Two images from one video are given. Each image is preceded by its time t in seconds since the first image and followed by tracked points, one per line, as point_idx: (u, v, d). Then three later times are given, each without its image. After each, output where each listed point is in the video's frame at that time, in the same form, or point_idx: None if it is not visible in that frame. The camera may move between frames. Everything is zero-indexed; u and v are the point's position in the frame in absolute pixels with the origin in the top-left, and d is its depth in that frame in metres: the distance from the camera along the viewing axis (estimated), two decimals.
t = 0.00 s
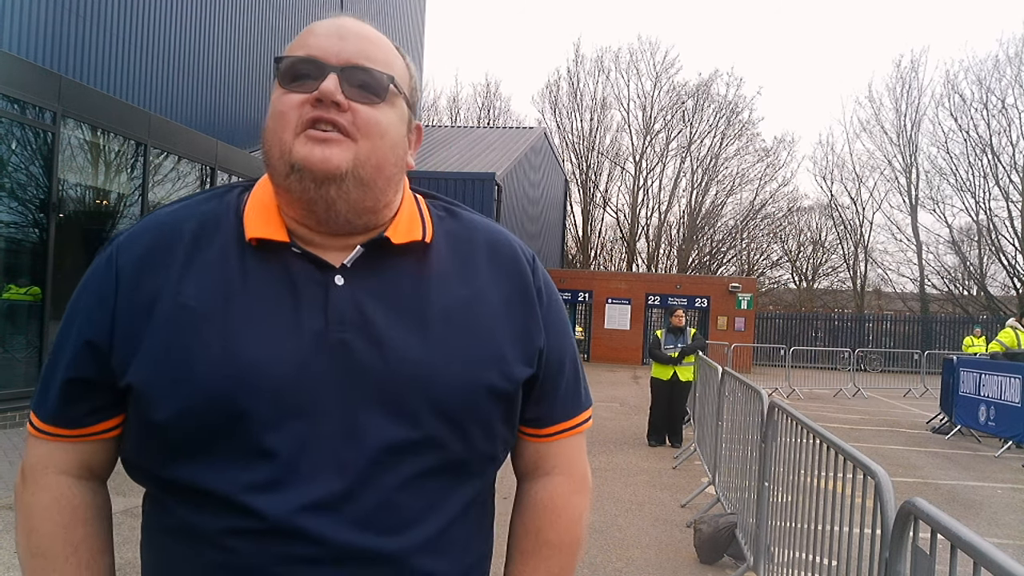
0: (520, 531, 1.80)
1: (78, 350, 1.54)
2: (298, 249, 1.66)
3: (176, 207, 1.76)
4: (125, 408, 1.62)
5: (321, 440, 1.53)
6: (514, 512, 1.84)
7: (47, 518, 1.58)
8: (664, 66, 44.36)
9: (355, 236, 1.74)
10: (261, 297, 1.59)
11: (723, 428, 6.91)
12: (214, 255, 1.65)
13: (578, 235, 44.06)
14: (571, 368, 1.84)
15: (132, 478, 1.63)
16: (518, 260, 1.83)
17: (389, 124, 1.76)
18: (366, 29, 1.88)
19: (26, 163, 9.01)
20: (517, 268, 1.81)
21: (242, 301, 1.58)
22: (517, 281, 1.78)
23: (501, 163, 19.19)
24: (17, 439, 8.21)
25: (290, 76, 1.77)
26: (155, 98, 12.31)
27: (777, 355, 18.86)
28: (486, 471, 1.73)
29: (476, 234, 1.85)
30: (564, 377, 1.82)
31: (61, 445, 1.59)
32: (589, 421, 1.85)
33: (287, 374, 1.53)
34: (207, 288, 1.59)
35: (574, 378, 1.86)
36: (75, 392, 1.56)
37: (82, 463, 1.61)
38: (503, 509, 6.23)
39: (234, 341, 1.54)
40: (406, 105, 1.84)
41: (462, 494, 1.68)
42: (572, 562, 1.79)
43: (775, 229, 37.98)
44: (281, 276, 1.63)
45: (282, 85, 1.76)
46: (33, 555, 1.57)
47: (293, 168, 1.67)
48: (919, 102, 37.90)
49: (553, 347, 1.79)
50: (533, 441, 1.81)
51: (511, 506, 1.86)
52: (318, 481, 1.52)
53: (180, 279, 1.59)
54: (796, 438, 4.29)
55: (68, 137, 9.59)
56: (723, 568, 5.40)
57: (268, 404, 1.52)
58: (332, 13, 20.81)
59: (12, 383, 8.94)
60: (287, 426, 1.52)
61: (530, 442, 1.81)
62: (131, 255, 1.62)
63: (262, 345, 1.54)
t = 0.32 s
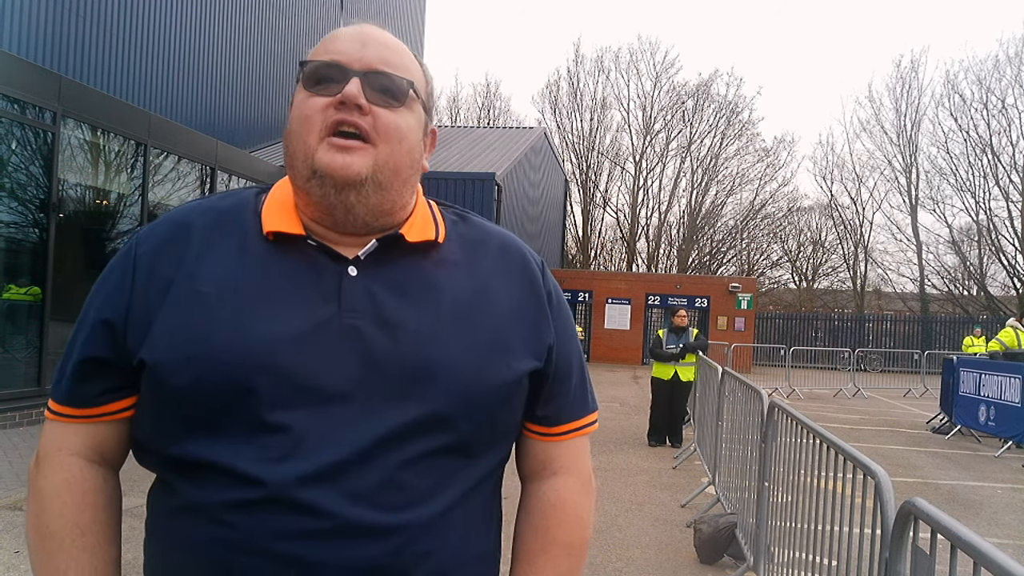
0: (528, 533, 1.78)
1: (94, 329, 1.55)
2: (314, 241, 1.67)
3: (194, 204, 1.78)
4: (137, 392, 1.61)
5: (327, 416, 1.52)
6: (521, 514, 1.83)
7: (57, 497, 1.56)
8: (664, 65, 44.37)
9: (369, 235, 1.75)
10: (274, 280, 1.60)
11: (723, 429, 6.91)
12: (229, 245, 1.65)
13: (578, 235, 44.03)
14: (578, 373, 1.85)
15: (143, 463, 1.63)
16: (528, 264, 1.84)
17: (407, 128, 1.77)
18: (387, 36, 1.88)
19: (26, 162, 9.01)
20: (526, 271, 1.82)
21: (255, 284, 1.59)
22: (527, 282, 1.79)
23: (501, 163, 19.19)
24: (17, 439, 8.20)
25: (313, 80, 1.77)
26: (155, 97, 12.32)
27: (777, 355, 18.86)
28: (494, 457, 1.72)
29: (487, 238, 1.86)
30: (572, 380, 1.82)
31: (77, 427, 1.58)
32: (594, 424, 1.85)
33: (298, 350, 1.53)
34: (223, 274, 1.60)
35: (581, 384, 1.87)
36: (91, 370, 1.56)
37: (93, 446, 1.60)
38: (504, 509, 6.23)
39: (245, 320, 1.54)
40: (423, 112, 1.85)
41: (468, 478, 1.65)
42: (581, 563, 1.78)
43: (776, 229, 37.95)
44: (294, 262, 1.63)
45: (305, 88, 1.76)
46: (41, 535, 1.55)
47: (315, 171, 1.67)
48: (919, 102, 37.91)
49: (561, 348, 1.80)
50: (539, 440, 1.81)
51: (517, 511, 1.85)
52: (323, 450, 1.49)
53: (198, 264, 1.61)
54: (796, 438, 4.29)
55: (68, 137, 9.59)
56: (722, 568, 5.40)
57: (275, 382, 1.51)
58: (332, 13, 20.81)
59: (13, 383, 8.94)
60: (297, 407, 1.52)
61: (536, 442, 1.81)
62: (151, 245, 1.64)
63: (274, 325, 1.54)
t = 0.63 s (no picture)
0: (532, 536, 1.78)
1: (109, 310, 1.56)
2: (330, 234, 1.68)
3: (210, 200, 1.79)
4: (147, 371, 1.60)
5: (333, 396, 1.52)
6: (525, 516, 1.82)
7: (65, 475, 1.55)
8: (664, 65, 44.38)
9: (382, 233, 1.75)
10: (285, 265, 1.61)
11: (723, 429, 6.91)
12: (243, 235, 1.66)
13: (578, 235, 44.04)
14: (584, 379, 1.87)
15: (152, 445, 1.62)
16: (537, 272, 1.87)
17: (427, 134, 1.78)
18: (410, 44, 1.88)
19: (26, 162, 9.01)
20: (536, 277, 1.84)
21: (268, 269, 1.59)
22: (537, 286, 1.81)
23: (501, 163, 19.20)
24: (17, 439, 8.21)
25: (337, 84, 1.77)
26: (155, 98, 12.32)
27: (777, 355, 18.86)
28: (501, 444, 1.71)
29: (498, 245, 1.88)
30: (578, 383, 1.84)
31: (87, 406, 1.58)
32: (599, 431, 1.87)
33: (309, 330, 1.53)
34: (236, 258, 1.61)
35: (586, 392, 1.90)
36: (103, 349, 1.57)
37: (103, 427, 1.59)
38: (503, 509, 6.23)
39: (257, 300, 1.54)
40: (441, 119, 1.86)
41: (471, 468, 1.65)
42: (583, 565, 1.78)
43: (776, 229, 37.93)
44: (306, 251, 1.64)
45: (329, 92, 1.76)
46: (47, 511, 1.54)
47: (336, 171, 1.67)
48: (919, 102, 37.91)
49: (569, 349, 1.81)
50: (545, 442, 1.81)
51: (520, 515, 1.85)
52: (330, 428, 1.49)
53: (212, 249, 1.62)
54: (796, 438, 4.29)
55: (68, 137, 9.59)
56: (723, 568, 5.40)
57: (284, 359, 1.51)
58: (332, 13, 20.81)
59: (13, 384, 8.94)
60: (305, 385, 1.51)
61: (543, 445, 1.81)
62: (169, 236, 1.67)
63: (287, 306, 1.54)
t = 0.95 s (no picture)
0: (522, 535, 1.78)
1: (106, 301, 1.55)
2: (332, 231, 1.68)
3: (210, 191, 1.78)
4: (142, 363, 1.60)
5: (332, 395, 1.51)
6: (514, 516, 1.83)
7: (57, 466, 1.54)
8: (664, 65, 44.41)
9: (382, 230, 1.75)
10: (284, 262, 1.60)
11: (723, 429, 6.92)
12: (241, 227, 1.66)
13: (578, 235, 44.05)
14: (578, 385, 1.88)
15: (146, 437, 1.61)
16: (537, 274, 1.87)
17: (434, 135, 1.77)
18: (424, 41, 1.87)
19: (26, 162, 9.01)
20: (536, 280, 1.84)
21: (266, 265, 1.59)
22: (535, 290, 1.81)
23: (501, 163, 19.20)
24: (18, 439, 8.21)
25: (350, 78, 1.75)
26: (155, 97, 12.33)
27: (777, 355, 18.86)
28: (500, 447, 1.71)
29: (498, 246, 1.88)
30: (574, 389, 1.85)
31: (80, 397, 1.57)
32: (593, 435, 1.87)
33: (306, 324, 1.53)
34: (235, 251, 1.60)
35: (581, 397, 1.90)
36: (99, 340, 1.56)
37: (96, 417, 1.58)
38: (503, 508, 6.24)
39: (257, 295, 1.54)
40: (450, 119, 1.85)
41: (467, 473, 1.65)
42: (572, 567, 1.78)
43: (776, 229, 37.92)
44: (306, 247, 1.64)
45: (341, 85, 1.75)
46: (38, 502, 1.53)
47: (341, 165, 1.67)
48: (919, 102, 37.94)
49: (566, 354, 1.82)
50: (539, 446, 1.81)
51: (511, 516, 1.85)
52: (334, 433, 1.49)
53: (212, 242, 1.61)
54: (796, 438, 4.29)
55: (68, 137, 9.58)
56: (723, 568, 5.40)
57: (284, 356, 1.50)
58: (332, 13, 20.82)
59: (13, 384, 8.94)
60: (304, 383, 1.50)
61: (537, 448, 1.81)
62: (168, 225, 1.66)
63: (286, 303, 1.54)
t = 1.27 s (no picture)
0: (512, 538, 1.78)
1: (98, 311, 1.50)
2: (329, 238, 1.66)
3: (200, 192, 1.75)
4: (135, 374, 1.57)
5: (335, 409, 1.51)
6: (503, 518, 1.83)
7: (46, 479, 1.51)
8: (664, 65, 44.44)
9: (380, 237, 1.74)
10: (283, 272, 1.58)
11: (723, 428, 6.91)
12: (237, 234, 1.63)
13: (578, 235, 44.06)
14: (569, 388, 1.89)
15: (136, 447, 1.59)
16: (529, 279, 1.88)
17: (432, 145, 1.78)
18: (424, 43, 1.86)
19: (26, 162, 9.01)
20: (528, 287, 1.86)
21: (264, 275, 1.57)
22: (527, 298, 1.83)
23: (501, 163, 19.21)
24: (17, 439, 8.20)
25: (350, 82, 1.73)
26: (155, 98, 12.33)
27: (777, 355, 18.86)
28: (492, 458, 1.73)
29: (490, 249, 1.89)
30: (564, 393, 1.85)
31: (70, 408, 1.54)
32: (581, 437, 1.88)
33: (307, 340, 1.52)
34: (232, 260, 1.58)
35: (571, 398, 1.90)
36: (92, 351, 1.52)
37: (85, 429, 1.55)
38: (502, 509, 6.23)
39: (257, 308, 1.52)
40: (446, 127, 1.86)
41: (460, 487, 1.67)
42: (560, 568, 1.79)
43: (776, 229, 37.92)
44: (304, 256, 1.62)
45: (341, 88, 1.72)
46: (27, 516, 1.50)
47: (341, 172, 1.65)
48: (919, 102, 37.98)
49: (558, 362, 1.84)
50: (530, 450, 1.82)
51: (501, 518, 1.85)
52: (336, 448, 1.49)
53: (208, 251, 1.58)
54: (797, 438, 4.29)
55: (68, 137, 9.58)
56: (723, 568, 5.40)
57: (288, 373, 1.49)
58: (332, 13, 20.84)
59: (13, 384, 8.94)
60: (306, 399, 1.50)
61: (527, 451, 1.82)
62: (158, 228, 1.62)
63: (287, 316, 1.52)
